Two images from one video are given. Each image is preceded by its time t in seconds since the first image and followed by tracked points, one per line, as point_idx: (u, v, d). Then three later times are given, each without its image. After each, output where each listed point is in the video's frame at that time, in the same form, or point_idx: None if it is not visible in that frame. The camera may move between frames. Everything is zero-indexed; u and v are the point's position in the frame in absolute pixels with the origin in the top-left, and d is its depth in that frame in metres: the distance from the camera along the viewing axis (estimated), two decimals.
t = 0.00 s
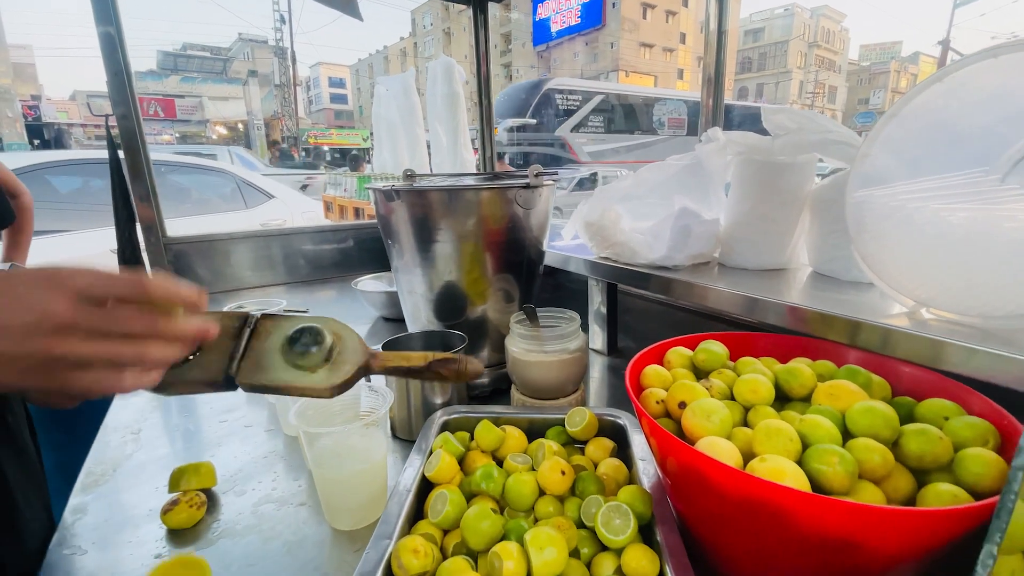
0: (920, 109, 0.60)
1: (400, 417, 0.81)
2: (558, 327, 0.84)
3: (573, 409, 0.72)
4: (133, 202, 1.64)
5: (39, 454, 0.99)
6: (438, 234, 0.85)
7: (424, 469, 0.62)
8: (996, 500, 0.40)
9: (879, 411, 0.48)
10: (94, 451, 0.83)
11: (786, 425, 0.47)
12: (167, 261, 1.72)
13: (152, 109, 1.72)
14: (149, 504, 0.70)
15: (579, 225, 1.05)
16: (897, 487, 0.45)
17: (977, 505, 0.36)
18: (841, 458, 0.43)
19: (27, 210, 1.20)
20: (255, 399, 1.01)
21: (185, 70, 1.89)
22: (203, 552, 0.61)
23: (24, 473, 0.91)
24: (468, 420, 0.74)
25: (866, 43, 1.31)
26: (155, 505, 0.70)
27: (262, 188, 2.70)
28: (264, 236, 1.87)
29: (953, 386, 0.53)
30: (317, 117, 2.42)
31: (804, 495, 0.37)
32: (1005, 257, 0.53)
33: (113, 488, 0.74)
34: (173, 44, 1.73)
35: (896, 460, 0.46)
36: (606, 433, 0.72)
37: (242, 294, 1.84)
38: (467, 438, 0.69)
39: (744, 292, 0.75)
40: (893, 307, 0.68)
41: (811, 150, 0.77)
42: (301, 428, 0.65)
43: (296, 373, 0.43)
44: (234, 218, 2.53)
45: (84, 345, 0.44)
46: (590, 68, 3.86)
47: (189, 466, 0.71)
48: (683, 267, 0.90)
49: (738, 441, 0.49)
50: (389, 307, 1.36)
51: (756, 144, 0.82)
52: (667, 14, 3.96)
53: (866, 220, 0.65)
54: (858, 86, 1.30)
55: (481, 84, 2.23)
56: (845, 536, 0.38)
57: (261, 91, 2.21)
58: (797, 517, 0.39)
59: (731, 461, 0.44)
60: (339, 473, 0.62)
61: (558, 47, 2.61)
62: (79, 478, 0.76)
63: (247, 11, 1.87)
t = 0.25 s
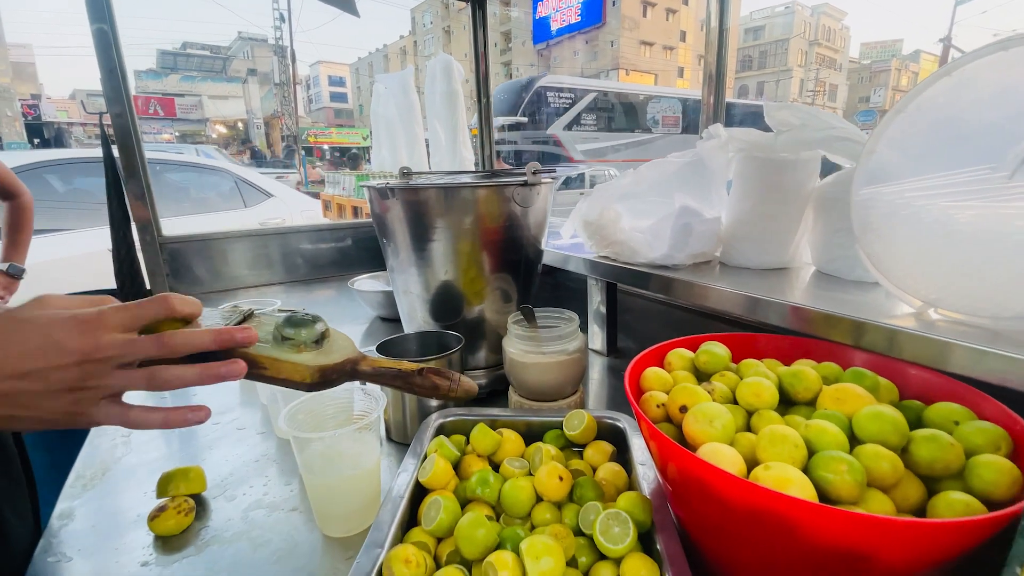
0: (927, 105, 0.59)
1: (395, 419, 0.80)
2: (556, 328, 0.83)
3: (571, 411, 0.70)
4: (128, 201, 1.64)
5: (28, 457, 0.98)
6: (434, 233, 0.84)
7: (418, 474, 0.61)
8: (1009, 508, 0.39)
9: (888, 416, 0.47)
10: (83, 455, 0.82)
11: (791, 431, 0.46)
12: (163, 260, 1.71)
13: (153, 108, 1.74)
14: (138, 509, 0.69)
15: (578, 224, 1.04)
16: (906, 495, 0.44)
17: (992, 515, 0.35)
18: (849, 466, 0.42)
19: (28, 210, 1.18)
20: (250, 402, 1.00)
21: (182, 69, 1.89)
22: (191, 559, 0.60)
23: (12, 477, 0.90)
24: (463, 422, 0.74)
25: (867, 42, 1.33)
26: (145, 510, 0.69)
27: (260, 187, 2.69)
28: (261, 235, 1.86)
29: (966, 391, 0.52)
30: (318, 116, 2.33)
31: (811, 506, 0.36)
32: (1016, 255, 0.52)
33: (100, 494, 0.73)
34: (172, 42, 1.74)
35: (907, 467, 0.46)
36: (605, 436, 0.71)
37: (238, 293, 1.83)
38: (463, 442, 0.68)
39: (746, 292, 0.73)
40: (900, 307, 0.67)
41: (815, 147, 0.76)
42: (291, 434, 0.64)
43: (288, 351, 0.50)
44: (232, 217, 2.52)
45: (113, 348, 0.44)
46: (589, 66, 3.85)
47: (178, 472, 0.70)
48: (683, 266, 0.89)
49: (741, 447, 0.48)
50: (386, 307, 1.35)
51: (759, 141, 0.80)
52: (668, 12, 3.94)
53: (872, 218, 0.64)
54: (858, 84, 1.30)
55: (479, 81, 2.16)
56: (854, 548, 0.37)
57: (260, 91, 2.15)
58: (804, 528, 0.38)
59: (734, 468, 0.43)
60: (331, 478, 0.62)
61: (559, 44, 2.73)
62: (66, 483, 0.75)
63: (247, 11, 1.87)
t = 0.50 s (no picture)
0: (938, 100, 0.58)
1: (392, 423, 0.78)
2: (557, 329, 0.82)
3: (573, 415, 0.69)
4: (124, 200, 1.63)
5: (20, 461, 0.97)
6: (432, 231, 0.82)
7: (415, 481, 0.60)
8: None
9: (904, 423, 0.45)
10: (74, 460, 0.81)
11: (802, 439, 0.45)
12: (160, 260, 1.70)
13: (154, 108, 1.76)
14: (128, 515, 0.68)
15: (579, 222, 1.03)
16: (923, 505, 0.43)
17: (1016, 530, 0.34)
18: (864, 476, 0.41)
19: (28, 213, 1.15)
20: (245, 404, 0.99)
21: (179, 68, 1.89)
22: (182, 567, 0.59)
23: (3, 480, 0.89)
24: (461, 427, 0.73)
25: (868, 40, 1.33)
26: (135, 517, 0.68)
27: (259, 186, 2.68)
28: (261, 234, 1.85)
29: (982, 395, 0.51)
30: (320, 115, 2.31)
31: (827, 520, 0.35)
32: None
33: (88, 500, 0.71)
34: (173, 41, 1.75)
35: (923, 476, 0.44)
36: (608, 441, 0.70)
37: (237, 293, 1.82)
38: (461, 447, 0.67)
39: (750, 293, 0.72)
40: (910, 308, 0.66)
41: (822, 143, 0.75)
42: (283, 440, 0.63)
43: (266, 347, 0.54)
44: (231, 216, 2.51)
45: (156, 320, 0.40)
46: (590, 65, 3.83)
47: (167, 478, 0.69)
48: (687, 266, 0.87)
49: (750, 455, 0.46)
50: (384, 307, 1.34)
51: (764, 138, 0.79)
52: (669, 10, 3.93)
53: (883, 216, 0.63)
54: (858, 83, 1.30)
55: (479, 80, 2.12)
56: (871, 563, 0.36)
57: (261, 90, 2.12)
58: (819, 543, 0.37)
59: (743, 477, 0.42)
60: (324, 484, 0.60)
61: (559, 43, 2.80)
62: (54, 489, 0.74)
63: (250, 10, 1.87)
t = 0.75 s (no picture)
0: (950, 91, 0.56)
1: (388, 424, 0.77)
2: (557, 327, 0.80)
3: (573, 415, 0.68)
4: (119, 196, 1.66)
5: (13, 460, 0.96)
6: (430, 228, 0.81)
7: (411, 484, 0.59)
8: None
9: (918, 425, 0.44)
10: (63, 460, 0.80)
11: (812, 442, 0.43)
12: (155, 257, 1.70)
13: (153, 106, 1.77)
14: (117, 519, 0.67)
15: (580, 219, 1.02)
16: (938, 511, 0.42)
17: None
18: (878, 481, 0.40)
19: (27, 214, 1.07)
20: (239, 405, 0.98)
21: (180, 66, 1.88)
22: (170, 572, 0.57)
23: None
24: (458, 428, 0.71)
25: (868, 37, 1.33)
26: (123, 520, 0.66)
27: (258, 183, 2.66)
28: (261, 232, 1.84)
29: (996, 395, 0.50)
30: (320, 113, 2.26)
31: (840, 528, 0.34)
32: None
33: (76, 502, 0.70)
34: (172, 40, 1.76)
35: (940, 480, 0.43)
36: (609, 442, 0.69)
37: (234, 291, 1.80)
38: (458, 449, 0.66)
39: (753, 289, 0.71)
40: (920, 305, 0.65)
41: (830, 136, 0.73)
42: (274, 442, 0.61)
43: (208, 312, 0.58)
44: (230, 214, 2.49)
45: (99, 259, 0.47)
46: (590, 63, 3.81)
47: (156, 481, 0.68)
48: (690, 262, 0.86)
49: (758, 458, 0.45)
50: (383, 306, 1.32)
51: (769, 131, 0.78)
52: (670, 8, 3.91)
53: (894, 211, 0.61)
54: (860, 80, 1.29)
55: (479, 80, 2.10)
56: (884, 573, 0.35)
57: (260, 88, 2.11)
58: (831, 552, 0.35)
59: (750, 482, 0.41)
60: (316, 487, 0.59)
61: (560, 41, 2.80)
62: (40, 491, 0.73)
63: (247, 7, 1.88)
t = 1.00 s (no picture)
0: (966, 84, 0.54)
1: (386, 427, 0.76)
2: (559, 328, 0.79)
3: (576, 419, 0.67)
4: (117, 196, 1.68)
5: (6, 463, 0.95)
6: (428, 226, 0.80)
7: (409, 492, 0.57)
8: None
9: (939, 432, 0.43)
10: (55, 465, 0.79)
11: (828, 450, 0.42)
12: (152, 256, 1.70)
13: (154, 105, 1.76)
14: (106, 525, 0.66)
15: (582, 217, 1.00)
16: (961, 521, 0.41)
17: None
18: (900, 493, 0.38)
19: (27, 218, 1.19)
20: (236, 407, 0.97)
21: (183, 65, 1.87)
22: None
23: None
24: (458, 431, 0.70)
25: (870, 35, 1.30)
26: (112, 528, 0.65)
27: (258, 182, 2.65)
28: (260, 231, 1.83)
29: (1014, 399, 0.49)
30: (319, 113, 2.23)
31: (862, 545, 0.32)
32: None
33: (66, 509, 0.69)
34: (172, 39, 1.76)
35: (962, 489, 0.42)
36: (614, 446, 0.67)
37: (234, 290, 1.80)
38: (457, 453, 0.65)
39: (760, 289, 0.70)
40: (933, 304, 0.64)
41: (839, 132, 0.72)
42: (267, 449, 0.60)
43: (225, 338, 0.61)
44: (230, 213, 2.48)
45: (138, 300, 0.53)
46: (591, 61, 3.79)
47: (147, 486, 0.67)
48: (695, 262, 0.85)
49: (771, 466, 0.44)
50: (383, 306, 1.31)
51: (776, 127, 0.76)
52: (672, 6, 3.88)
53: (908, 208, 0.60)
54: (862, 78, 1.28)
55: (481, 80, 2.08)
56: None
57: (261, 87, 2.07)
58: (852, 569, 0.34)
59: (764, 493, 0.39)
60: (311, 494, 0.58)
61: (560, 39, 2.81)
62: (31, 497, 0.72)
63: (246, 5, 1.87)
